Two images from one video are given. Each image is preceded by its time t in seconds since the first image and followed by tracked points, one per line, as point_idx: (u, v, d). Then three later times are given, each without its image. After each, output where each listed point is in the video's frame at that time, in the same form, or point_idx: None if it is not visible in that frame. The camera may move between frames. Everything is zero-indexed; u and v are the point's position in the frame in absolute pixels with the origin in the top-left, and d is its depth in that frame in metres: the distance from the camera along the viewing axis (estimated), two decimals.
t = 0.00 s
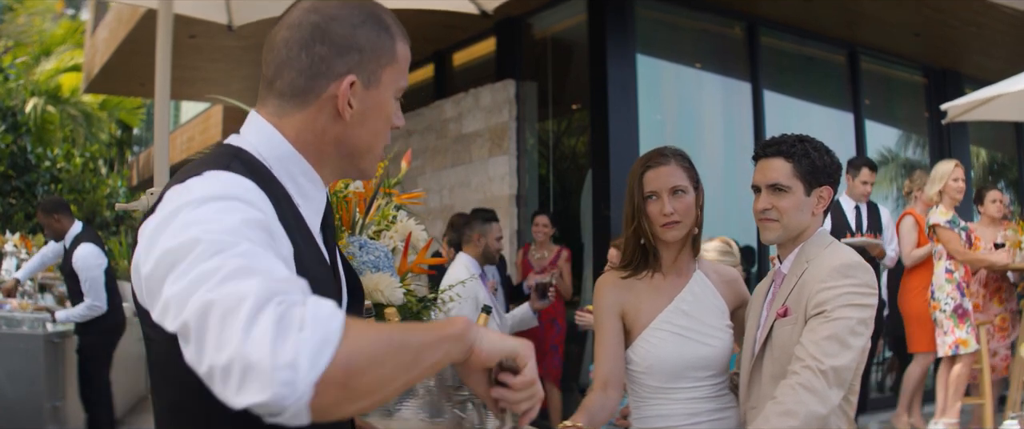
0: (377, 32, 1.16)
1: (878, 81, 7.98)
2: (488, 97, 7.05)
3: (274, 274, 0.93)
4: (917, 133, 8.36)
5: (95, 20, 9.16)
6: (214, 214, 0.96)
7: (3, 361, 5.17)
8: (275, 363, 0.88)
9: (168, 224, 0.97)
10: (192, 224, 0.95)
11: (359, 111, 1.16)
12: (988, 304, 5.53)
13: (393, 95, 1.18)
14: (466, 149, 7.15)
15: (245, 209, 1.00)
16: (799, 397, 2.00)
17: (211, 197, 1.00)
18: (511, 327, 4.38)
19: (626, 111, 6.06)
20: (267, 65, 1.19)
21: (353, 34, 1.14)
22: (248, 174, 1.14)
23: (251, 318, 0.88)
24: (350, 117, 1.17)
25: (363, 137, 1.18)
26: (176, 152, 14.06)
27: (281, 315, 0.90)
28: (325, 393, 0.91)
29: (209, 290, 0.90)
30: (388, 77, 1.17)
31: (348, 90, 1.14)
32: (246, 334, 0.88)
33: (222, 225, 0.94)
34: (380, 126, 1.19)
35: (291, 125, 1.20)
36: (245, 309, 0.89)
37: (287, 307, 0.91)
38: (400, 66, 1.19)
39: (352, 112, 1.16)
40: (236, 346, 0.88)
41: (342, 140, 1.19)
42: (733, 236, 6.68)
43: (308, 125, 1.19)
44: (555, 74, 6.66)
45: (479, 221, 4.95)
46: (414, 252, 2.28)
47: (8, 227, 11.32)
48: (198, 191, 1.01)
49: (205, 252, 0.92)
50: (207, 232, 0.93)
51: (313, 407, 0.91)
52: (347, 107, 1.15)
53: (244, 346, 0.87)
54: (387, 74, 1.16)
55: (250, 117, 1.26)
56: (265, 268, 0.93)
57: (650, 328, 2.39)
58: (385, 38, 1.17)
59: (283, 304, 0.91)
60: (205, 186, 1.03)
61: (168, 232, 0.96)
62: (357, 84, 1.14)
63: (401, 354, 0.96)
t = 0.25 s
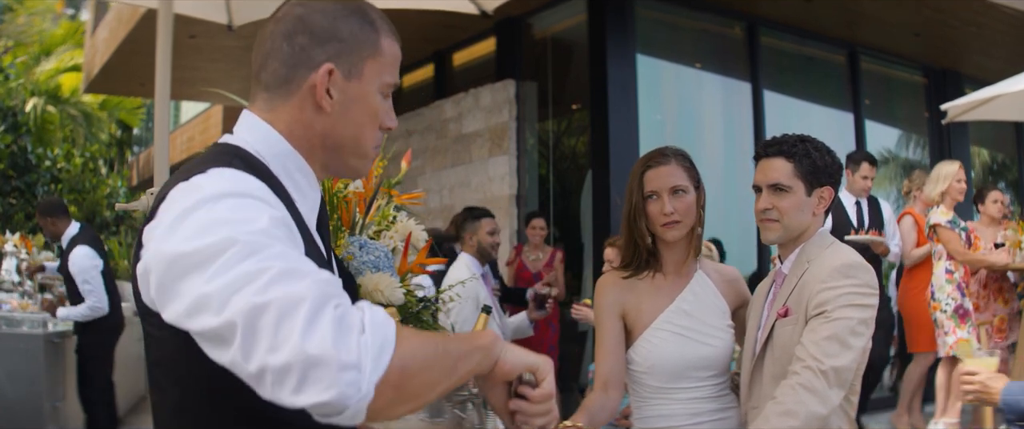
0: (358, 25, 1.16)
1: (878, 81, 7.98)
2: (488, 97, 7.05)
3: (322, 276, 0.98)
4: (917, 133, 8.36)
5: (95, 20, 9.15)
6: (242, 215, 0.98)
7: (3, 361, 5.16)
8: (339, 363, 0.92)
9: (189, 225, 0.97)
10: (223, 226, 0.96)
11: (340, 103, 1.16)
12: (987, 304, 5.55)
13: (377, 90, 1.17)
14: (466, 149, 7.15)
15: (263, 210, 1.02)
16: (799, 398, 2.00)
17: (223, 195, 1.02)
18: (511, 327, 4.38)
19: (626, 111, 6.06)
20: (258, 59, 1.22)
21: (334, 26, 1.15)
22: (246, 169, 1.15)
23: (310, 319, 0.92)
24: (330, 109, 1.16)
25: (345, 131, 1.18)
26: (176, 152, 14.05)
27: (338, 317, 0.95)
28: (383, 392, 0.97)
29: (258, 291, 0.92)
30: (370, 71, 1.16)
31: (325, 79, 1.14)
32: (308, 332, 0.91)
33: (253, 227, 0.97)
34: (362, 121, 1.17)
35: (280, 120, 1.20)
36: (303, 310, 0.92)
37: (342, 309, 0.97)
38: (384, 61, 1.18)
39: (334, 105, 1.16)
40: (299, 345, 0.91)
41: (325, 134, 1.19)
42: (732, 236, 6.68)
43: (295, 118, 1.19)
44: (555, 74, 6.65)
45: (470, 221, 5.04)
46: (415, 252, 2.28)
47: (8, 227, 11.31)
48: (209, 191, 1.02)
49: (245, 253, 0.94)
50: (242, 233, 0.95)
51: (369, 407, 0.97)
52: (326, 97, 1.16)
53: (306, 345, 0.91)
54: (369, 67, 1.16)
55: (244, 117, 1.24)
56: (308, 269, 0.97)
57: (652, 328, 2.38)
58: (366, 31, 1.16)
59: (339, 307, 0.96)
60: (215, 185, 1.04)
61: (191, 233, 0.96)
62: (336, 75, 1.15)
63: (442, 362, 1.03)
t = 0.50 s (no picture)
0: (335, 23, 1.19)
1: (877, 81, 7.98)
2: (488, 97, 7.05)
3: (313, 283, 0.98)
4: (916, 133, 8.36)
5: (95, 21, 9.15)
6: (239, 214, 0.99)
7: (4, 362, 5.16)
8: (322, 372, 0.93)
9: (185, 222, 0.98)
10: (218, 225, 0.96)
11: (304, 92, 1.19)
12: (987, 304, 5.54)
13: (344, 87, 1.18)
14: (466, 149, 7.16)
15: (260, 209, 1.03)
16: (799, 397, 2.00)
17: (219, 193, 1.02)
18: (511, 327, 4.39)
19: (626, 111, 6.06)
20: (261, 60, 1.27)
21: (311, 21, 1.20)
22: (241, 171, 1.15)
23: (298, 328, 0.93)
24: (295, 98, 1.20)
25: (312, 122, 1.20)
26: (176, 152, 14.05)
27: (327, 326, 0.96)
28: (365, 404, 0.98)
29: (250, 296, 0.92)
30: (338, 66, 1.18)
31: (289, 66, 1.19)
32: (296, 341, 0.92)
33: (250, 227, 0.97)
34: (327, 114, 1.19)
35: (257, 109, 1.26)
36: (293, 317, 0.93)
37: (333, 320, 0.97)
38: (357, 58, 1.18)
39: (296, 94, 1.20)
40: (286, 352, 0.91)
41: (294, 125, 1.22)
42: (732, 236, 6.68)
43: (270, 108, 1.24)
44: (555, 74, 6.65)
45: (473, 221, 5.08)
46: (414, 252, 2.28)
47: (8, 227, 11.30)
48: (204, 186, 1.02)
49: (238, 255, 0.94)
50: (237, 234, 0.95)
51: (351, 415, 0.97)
52: (287, 79, 1.20)
53: (293, 353, 0.91)
54: (337, 63, 1.18)
55: (240, 118, 1.29)
56: (300, 274, 0.97)
57: (652, 328, 2.38)
58: (343, 28, 1.18)
59: (329, 317, 0.97)
60: (210, 182, 1.05)
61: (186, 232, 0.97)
62: (300, 62, 1.19)
63: (438, 382, 1.04)
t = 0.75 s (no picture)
0: (341, 29, 1.20)
1: (877, 82, 7.98)
2: (488, 97, 7.05)
3: (260, 305, 0.99)
4: (916, 134, 8.36)
5: (95, 20, 9.14)
6: (202, 225, 1.00)
7: (3, 362, 5.14)
8: (248, 401, 0.96)
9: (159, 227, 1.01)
10: (178, 238, 0.99)
11: (310, 99, 1.21)
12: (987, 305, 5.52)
13: (349, 96, 1.20)
14: (466, 150, 7.16)
15: (231, 217, 1.04)
16: (800, 398, 2.00)
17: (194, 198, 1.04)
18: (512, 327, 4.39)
19: (626, 112, 6.06)
20: (262, 64, 1.27)
21: (317, 26, 1.21)
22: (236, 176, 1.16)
23: (232, 355, 0.96)
24: (299, 105, 1.22)
25: (317, 130, 1.22)
26: (176, 152, 14.04)
27: (264, 353, 0.98)
28: None
29: (190, 318, 0.96)
30: (344, 75, 1.20)
31: (294, 74, 1.20)
32: (227, 367, 0.95)
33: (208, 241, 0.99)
34: (333, 123, 1.21)
35: (260, 113, 1.27)
36: (229, 342, 0.96)
37: (271, 346, 0.99)
38: (362, 67, 1.20)
39: (300, 101, 1.21)
40: (214, 380, 0.95)
41: (297, 130, 1.23)
42: (732, 236, 6.68)
43: (270, 112, 1.25)
44: (556, 74, 6.64)
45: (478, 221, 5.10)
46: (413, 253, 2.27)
47: (8, 227, 11.28)
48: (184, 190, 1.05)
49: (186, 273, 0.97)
50: (195, 248, 0.98)
51: None
52: (291, 86, 1.21)
53: (222, 379, 0.95)
54: (343, 70, 1.20)
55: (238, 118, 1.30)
56: (249, 296, 0.99)
57: (652, 328, 2.38)
58: (348, 35, 1.20)
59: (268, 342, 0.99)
60: (195, 184, 1.07)
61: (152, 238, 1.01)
62: (305, 69, 1.20)
63: (389, 408, 1.03)
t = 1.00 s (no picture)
0: (376, 41, 1.19)
1: (877, 82, 7.98)
2: (488, 97, 7.05)
3: (212, 357, 0.96)
4: (916, 134, 8.36)
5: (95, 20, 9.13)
6: (176, 259, 0.98)
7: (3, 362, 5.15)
8: None
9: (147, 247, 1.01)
10: (154, 269, 0.98)
11: (343, 114, 1.18)
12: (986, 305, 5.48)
13: (384, 109, 1.20)
14: (466, 150, 7.17)
15: (214, 248, 0.99)
16: (800, 398, 2.00)
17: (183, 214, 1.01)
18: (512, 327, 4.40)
19: (626, 112, 6.06)
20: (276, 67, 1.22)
21: (350, 37, 1.18)
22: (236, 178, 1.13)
23: (176, 408, 0.96)
24: (333, 117, 1.18)
25: (348, 141, 1.19)
26: (176, 152, 14.03)
27: (206, 408, 0.96)
28: None
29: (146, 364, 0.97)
30: (380, 89, 1.18)
31: (332, 89, 1.16)
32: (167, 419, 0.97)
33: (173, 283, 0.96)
34: (366, 134, 1.19)
35: (283, 122, 1.22)
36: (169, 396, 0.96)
37: (211, 402, 0.96)
38: (398, 80, 1.20)
39: (335, 113, 1.18)
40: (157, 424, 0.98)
41: (324, 141, 1.20)
42: (732, 236, 6.68)
43: (296, 121, 1.21)
44: (556, 74, 6.64)
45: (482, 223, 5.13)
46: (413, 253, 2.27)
47: (8, 227, 11.27)
48: (178, 205, 1.02)
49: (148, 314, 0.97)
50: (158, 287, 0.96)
51: None
52: (326, 101, 1.17)
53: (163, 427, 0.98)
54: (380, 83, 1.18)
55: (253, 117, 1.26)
56: (201, 350, 0.96)
57: (653, 327, 2.38)
58: (384, 48, 1.19)
59: (207, 399, 0.96)
60: (196, 196, 1.05)
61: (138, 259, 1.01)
62: (342, 85, 1.16)
63: None
